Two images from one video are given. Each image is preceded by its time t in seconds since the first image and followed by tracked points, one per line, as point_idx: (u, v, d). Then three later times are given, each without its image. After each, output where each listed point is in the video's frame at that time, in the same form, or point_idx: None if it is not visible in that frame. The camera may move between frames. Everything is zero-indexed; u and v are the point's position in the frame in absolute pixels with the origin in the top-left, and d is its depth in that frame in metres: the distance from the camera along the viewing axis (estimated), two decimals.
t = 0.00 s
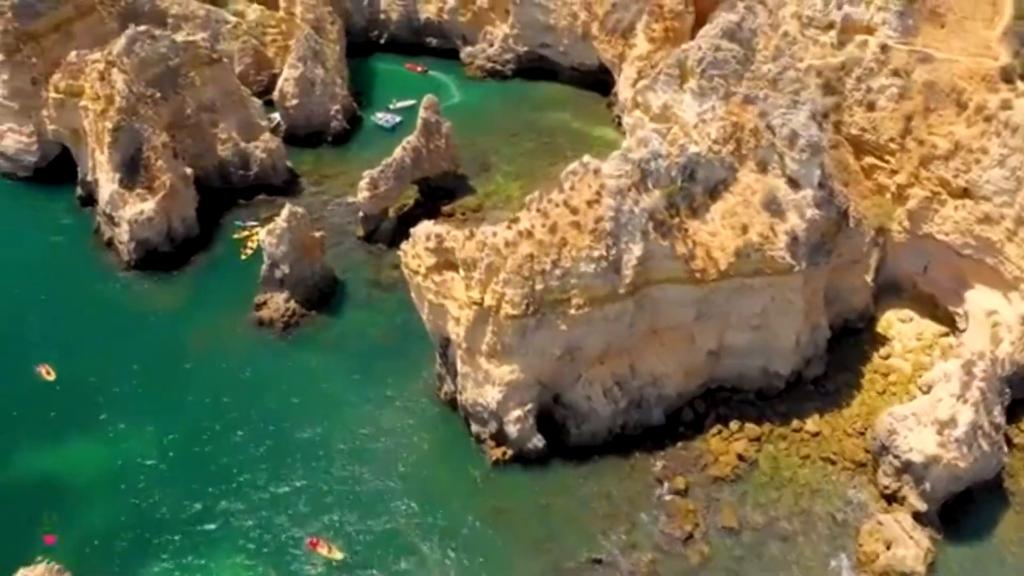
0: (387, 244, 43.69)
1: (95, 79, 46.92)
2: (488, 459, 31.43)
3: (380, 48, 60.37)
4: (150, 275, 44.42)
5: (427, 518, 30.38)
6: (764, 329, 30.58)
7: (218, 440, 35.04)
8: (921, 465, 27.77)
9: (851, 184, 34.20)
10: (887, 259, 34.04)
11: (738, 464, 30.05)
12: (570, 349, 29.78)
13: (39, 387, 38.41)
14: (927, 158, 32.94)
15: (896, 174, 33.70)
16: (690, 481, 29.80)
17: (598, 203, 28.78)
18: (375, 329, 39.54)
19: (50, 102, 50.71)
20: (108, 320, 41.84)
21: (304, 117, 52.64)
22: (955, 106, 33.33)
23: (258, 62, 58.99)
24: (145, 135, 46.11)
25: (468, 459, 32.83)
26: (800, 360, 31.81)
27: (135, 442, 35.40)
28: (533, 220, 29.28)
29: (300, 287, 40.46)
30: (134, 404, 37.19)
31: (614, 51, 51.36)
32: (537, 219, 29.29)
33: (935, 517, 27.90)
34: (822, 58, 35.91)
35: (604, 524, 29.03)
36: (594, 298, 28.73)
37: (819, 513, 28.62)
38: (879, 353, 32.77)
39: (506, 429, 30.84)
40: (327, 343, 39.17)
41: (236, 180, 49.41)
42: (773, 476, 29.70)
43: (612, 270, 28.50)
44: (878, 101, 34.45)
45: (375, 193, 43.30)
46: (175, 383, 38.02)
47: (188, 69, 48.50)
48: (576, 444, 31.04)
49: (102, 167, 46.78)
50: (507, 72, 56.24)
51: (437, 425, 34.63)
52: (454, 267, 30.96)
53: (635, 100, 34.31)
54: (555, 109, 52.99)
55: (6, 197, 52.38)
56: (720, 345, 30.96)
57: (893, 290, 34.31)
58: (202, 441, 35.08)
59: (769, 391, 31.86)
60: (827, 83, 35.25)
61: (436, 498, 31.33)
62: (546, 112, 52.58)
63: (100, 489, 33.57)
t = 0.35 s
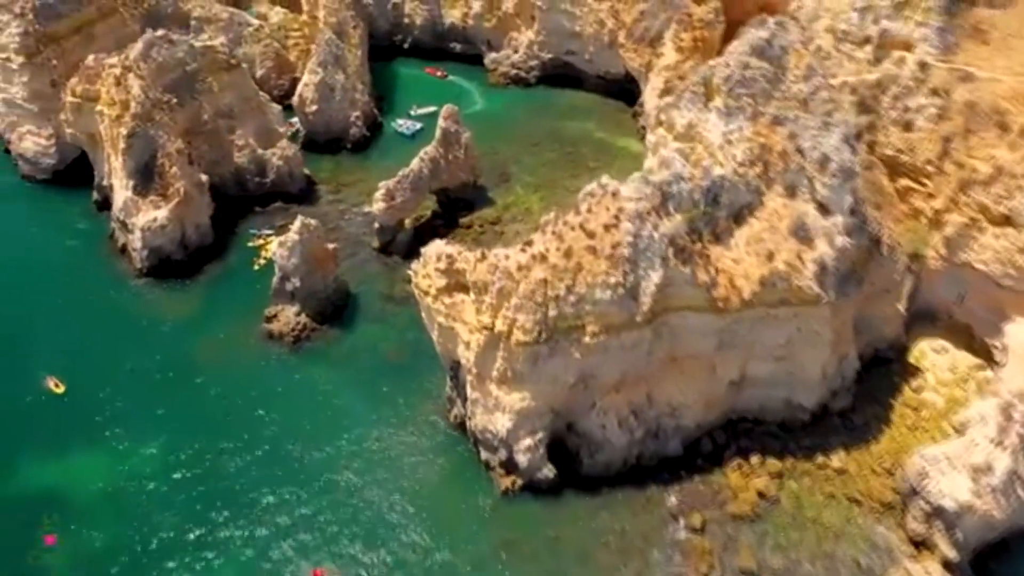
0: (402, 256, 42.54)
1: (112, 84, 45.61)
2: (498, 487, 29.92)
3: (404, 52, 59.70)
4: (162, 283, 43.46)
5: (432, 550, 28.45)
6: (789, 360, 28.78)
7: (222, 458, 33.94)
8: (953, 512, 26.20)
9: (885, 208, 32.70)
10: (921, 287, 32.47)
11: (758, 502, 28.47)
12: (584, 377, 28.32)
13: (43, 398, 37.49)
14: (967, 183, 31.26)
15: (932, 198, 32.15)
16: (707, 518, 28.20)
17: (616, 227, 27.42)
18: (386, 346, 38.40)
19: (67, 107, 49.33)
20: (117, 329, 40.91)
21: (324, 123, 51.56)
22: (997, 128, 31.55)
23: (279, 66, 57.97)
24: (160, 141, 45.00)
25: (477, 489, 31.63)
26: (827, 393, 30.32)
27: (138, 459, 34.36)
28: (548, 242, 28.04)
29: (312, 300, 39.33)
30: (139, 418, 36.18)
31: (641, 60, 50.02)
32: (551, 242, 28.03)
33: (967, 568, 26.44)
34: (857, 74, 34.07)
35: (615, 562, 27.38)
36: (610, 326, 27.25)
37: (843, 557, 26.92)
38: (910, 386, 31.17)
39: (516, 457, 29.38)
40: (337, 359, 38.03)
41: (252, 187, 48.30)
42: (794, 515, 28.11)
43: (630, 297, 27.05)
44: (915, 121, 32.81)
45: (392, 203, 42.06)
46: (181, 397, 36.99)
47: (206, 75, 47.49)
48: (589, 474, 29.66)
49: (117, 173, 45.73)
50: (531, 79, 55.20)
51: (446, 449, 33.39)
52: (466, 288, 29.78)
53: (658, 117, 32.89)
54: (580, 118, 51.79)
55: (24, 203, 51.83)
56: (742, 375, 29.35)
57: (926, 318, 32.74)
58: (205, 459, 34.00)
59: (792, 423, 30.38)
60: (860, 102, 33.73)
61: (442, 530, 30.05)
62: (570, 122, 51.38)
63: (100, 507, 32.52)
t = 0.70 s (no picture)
0: (417, 270, 41.32)
1: (126, 90, 44.70)
2: (505, 520, 28.35)
3: (427, 57, 58.71)
4: (174, 293, 42.53)
5: None
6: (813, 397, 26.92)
7: (225, 479, 32.84)
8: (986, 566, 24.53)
9: (921, 232, 30.91)
10: (956, 317, 30.71)
11: (778, 544, 26.88)
12: (597, 410, 26.49)
13: (47, 411, 36.55)
14: (1008, 212, 29.55)
15: (971, 226, 30.39)
16: (723, 560, 26.55)
17: (634, 254, 25.94)
18: (396, 365, 37.18)
19: (83, 113, 48.09)
20: (124, 339, 39.93)
21: (343, 130, 50.43)
22: None
23: (299, 70, 56.94)
24: (174, 149, 43.72)
25: (484, 517, 30.61)
26: (853, 430, 28.63)
27: (139, 477, 33.31)
28: (561, 268, 26.61)
29: (323, 315, 38.28)
30: (143, 434, 35.14)
31: (668, 71, 48.55)
32: (565, 268, 26.59)
33: None
34: (893, 93, 32.50)
35: None
36: (626, 357, 25.86)
37: None
38: (942, 423, 29.46)
39: (524, 489, 27.93)
40: (345, 377, 36.86)
41: (267, 195, 47.15)
42: (816, 560, 26.47)
43: (647, 328, 25.67)
44: (955, 144, 31.12)
45: (407, 217, 40.74)
46: (186, 413, 35.92)
47: (222, 81, 46.18)
48: (600, 509, 28.14)
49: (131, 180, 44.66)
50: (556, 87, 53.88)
51: (453, 477, 32.20)
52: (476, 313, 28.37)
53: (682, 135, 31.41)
54: (604, 128, 50.40)
55: (39, 207, 51.17)
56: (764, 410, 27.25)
57: (962, 350, 30.98)
58: (208, 480, 32.92)
59: (816, 460, 28.78)
60: (895, 122, 32.12)
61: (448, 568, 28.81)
62: (593, 133, 50.07)
63: (98, 527, 31.47)
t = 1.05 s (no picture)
0: (429, 286, 40.02)
1: (137, 96, 43.47)
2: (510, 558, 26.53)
3: (448, 63, 57.59)
4: (182, 304, 41.49)
5: None
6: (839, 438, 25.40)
7: (225, 504, 31.64)
8: None
9: (958, 261, 29.11)
10: (992, 353, 29.14)
11: None
12: (608, 447, 25.22)
13: (47, 426, 35.53)
14: None
15: (1011, 257, 28.70)
16: None
17: (651, 286, 24.38)
18: (404, 387, 35.86)
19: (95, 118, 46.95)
20: (130, 353, 38.90)
21: (359, 138, 49.26)
22: None
23: (317, 76, 55.82)
24: (184, 156, 42.54)
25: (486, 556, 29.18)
26: (881, 472, 26.64)
27: (136, 499, 32.17)
28: (572, 299, 25.16)
29: (329, 332, 36.94)
30: (143, 453, 34.04)
31: (694, 82, 46.96)
32: (577, 298, 25.14)
33: None
34: (930, 114, 30.92)
35: None
36: (640, 394, 24.44)
37: None
38: (975, 464, 27.67)
39: (530, 527, 26.20)
40: (351, 396, 35.63)
41: (279, 205, 46.00)
42: None
43: (662, 364, 24.20)
44: (995, 170, 29.47)
45: (419, 232, 39.42)
46: (188, 432, 34.79)
47: (235, 88, 44.93)
48: (610, 548, 26.21)
49: (140, 188, 43.57)
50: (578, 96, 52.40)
51: (459, 508, 30.92)
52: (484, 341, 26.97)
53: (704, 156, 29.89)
54: (627, 139, 48.95)
55: (50, 212, 50.34)
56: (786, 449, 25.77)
57: (997, 388, 29.35)
58: (207, 504, 31.73)
59: (840, 501, 26.88)
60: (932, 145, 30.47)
61: None
62: (614, 144, 48.61)
63: (91, 552, 30.36)
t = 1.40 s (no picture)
0: (439, 303, 38.71)
1: (146, 104, 42.33)
2: None
3: (467, 69, 56.43)
4: (186, 317, 40.37)
5: None
6: (864, 484, 23.31)
7: (222, 532, 30.43)
8: None
9: (995, 294, 27.30)
10: None
11: None
12: (616, 488, 23.62)
13: (45, 443, 34.49)
14: None
15: None
16: None
17: (665, 323, 22.62)
18: (409, 411, 34.62)
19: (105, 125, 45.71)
20: (133, 367, 37.85)
21: (373, 146, 48.04)
22: None
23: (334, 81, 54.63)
24: (191, 166, 41.37)
25: None
26: (907, 520, 24.77)
27: (132, 524, 31.02)
28: (582, 333, 23.48)
29: (334, 351, 35.81)
30: (142, 474, 32.93)
31: (718, 94, 45.64)
32: (586, 333, 23.44)
33: None
34: (966, 138, 29.17)
35: None
36: (650, 436, 22.80)
37: None
38: (1008, 511, 25.50)
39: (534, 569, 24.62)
40: (354, 419, 34.40)
41: (289, 216, 44.79)
42: None
43: (675, 406, 22.55)
44: None
45: (430, 247, 38.14)
46: (189, 452, 33.65)
47: (246, 96, 43.67)
48: None
49: (147, 197, 42.45)
50: (599, 105, 50.95)
51: (463, 543, 29.55)
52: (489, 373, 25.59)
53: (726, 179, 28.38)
54: (647, 152, 47.49)
55: (59, 218, 49.49)
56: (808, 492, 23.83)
57: None
58: (204, 532, 30.52)
59: (863, 548, 25.29)
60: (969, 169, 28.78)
61: None
62: (634, 156, 47.17)
63: None
